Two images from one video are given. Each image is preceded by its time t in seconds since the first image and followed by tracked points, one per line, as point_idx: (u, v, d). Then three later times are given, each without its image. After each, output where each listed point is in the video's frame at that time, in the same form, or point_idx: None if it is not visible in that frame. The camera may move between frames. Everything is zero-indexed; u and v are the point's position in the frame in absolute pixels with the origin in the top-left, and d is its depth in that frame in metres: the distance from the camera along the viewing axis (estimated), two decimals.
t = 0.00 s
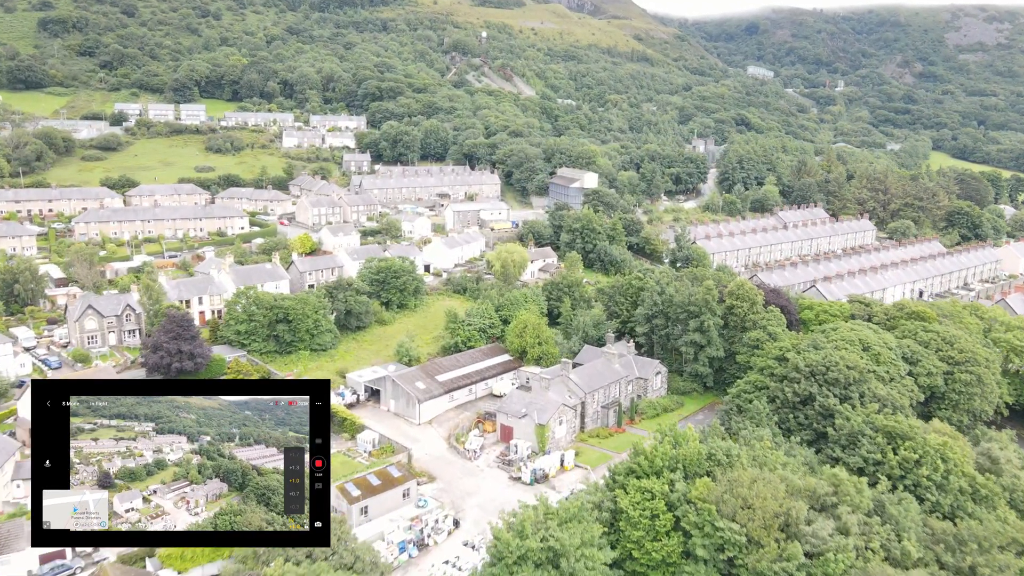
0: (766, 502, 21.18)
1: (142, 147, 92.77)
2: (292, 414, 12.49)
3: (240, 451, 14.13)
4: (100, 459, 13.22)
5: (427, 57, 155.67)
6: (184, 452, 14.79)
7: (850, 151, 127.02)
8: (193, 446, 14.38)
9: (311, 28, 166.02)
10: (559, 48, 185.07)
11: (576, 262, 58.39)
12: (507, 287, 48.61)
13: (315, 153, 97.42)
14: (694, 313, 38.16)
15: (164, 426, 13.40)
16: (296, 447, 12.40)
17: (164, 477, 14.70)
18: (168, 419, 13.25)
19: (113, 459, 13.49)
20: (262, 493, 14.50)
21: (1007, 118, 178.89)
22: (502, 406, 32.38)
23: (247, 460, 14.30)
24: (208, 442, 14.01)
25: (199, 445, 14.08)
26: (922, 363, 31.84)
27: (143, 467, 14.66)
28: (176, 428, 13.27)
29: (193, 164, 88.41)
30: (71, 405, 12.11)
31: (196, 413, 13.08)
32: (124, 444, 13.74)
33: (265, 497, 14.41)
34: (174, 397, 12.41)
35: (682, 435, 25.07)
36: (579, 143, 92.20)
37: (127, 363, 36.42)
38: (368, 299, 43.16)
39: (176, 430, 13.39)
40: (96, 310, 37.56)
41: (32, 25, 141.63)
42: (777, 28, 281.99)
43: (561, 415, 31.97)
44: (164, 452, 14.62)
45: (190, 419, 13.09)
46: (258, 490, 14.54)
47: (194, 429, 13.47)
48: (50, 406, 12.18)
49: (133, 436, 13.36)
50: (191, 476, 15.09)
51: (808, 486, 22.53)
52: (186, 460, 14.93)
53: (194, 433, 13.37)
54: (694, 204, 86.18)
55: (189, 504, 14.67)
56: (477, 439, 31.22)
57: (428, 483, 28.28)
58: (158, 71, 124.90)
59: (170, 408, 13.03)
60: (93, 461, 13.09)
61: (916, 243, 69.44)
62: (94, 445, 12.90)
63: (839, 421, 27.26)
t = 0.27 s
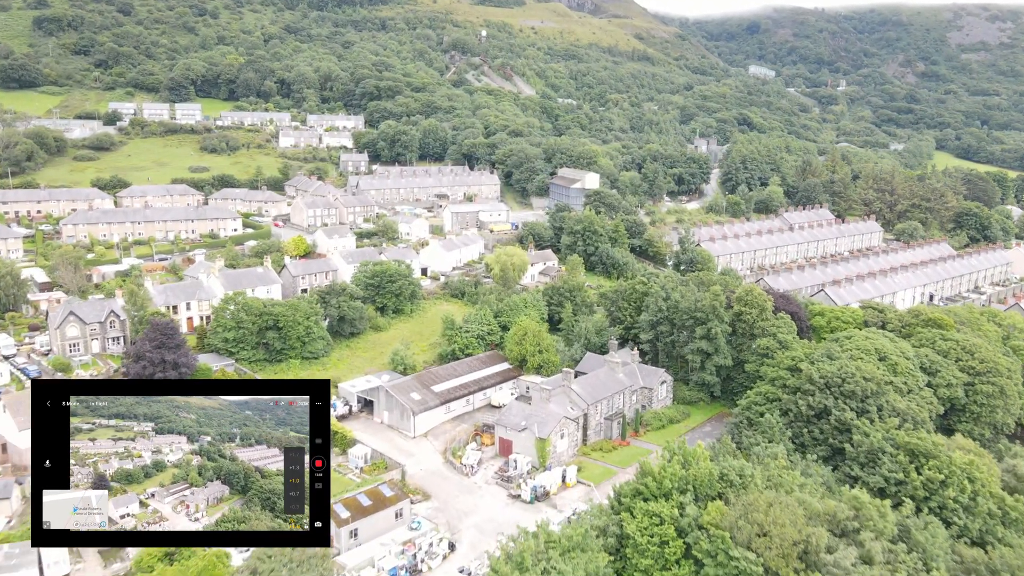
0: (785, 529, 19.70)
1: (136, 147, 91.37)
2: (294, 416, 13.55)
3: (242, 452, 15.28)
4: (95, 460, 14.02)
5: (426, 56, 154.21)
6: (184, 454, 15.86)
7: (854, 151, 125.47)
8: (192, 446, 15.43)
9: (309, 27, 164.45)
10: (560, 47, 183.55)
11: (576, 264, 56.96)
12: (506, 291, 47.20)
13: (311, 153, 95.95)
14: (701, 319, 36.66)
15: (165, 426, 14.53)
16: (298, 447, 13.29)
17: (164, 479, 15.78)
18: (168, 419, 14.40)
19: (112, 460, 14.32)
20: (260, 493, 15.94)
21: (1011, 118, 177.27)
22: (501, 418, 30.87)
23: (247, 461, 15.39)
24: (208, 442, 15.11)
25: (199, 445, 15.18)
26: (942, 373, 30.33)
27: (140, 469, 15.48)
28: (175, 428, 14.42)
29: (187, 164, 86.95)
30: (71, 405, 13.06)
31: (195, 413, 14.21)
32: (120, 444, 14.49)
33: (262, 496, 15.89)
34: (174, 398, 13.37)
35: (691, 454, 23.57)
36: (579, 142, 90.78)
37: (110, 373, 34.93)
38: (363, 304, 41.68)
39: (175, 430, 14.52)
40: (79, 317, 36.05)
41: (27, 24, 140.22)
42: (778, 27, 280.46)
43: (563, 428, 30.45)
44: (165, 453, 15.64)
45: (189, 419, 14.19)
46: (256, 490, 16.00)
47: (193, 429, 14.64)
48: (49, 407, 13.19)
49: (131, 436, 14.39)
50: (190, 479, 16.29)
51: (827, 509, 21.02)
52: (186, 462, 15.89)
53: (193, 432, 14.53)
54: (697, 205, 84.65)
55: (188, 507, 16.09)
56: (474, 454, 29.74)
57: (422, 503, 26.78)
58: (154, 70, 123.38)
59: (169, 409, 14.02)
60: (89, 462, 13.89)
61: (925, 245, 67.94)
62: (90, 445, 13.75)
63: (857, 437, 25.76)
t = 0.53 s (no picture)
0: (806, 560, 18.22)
1: (129, 147, 89.94)
2: (297, 415, 16.98)
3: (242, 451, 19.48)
4: (93, 463, 16.92)
5: (425, 56, 152.76)
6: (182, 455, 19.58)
7: (858, 151, 123.88)
8: (192, 446, 19.30)
9: (307, 26, 162.81)
10: (560, 46, 182.00)
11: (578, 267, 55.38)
12: (504, 295, 45.60)
13: (308, 153, 94.45)
14: (709, 326, 35.17)
15: (164, 426, 18.01)
16: (302, 442, 16.59)
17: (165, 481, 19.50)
18: (168, 419, 17.90)
19: (109, 463, 17.35)
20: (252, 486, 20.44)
21: (1014, 117, 175.72)
22: (499, 432, 29.35)
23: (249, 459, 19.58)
24: (208, 441, 18.86)
25: (201, 445, 18.99)
26: (963, 384, 28.87)
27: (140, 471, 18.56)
28: (176, 427, 18.01)
29: (181, 164, 85.52)
30: (70, 404, 15.61)
31: (195, 414, 17.72)
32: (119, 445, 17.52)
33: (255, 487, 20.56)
34: (176, 400, 16.63)
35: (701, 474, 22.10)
36: (580, 142, 89.37)
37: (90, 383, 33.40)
38: (356, 310, 40.18)
39: (175, 429, 18.11)
40: (59, 325, 34.59)
41: (22, 23, 138.75)
42: (779, 27, 278.77)
43: (565, 443, 28.97)
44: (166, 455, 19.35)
45: (188, 419, 17.61)
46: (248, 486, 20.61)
47: (192, 429, 18.21)
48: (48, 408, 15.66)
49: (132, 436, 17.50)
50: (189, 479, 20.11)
51: (851, 536, 19.53)
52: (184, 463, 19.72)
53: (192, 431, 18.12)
54: (700, 206, 83.14)
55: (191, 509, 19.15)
56: (470, 471, 28.22)
57: (415, 524, 25.33)
58: (149, 69, 121.81)
59: (169, 409, 17.40)
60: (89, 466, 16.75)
61: (934, 247, 66.44)
62: (88, 445, 16.77)
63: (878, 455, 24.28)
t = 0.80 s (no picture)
0: None
1: (122, 147, 88.53)
2: (297, 413, 17.76)
3: (242, 451, 20.97)
4: (89, 463, 18.24)
5: (424, 55, 151.26)
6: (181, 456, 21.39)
7: (863, 151, 122.28)
8: (191, 447, 21.03)
9: (305, 24, 161.13)
10: (561, 45, 180.44)
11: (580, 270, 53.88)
12: (504, 300, 44.18)
13: (304, 153, 92.97)
14: (717, 335, 33.65)
15: (164, 427, 19.76)
16: (297, 445, 17.26)
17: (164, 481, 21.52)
18: (168, 420, 19.55)
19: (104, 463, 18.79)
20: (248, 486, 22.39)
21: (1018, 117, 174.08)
22: (498, 447, 27.82)
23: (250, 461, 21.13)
24: (206, 443, 20.52)
25: (200, 447, 20.70)
26: (987, 398, 27.41)
27: (138, 471, 20.57)
28: (176, 427, 19.60)
29: (175, 164, 84.15)
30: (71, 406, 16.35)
31: (194, 414, 19.16)
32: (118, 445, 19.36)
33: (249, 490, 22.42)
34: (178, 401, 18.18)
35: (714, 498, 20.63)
36: (581, 142, 87.97)
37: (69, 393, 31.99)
38: (350, 316, 38.73)
39: (175, 429, 19.71)
40: (37, 333, 33.18)
41: (16, 21, 137.30)
42: (781, 26, 276.84)
43: (567, 459, 27.45)
44: (165, 454, 21.24)
45: (188, 418, 19.06)
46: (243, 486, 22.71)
47: (191, 428, 19.82)
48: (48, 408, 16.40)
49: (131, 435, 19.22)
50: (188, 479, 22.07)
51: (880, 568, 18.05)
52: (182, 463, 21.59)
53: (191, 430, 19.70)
54: (703, 207, 81.68)
55: (189, 512, 21.33)
56: (467, 488, 26.72)
57: (408, 547, 23.84)
58: (145, 67, 120.24)
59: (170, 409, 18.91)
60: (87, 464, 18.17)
61: (943, 249, 64.91)
62: (87, 446, 18.19)
63: (902, 476, 22.80)
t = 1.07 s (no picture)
0: None
1: (115, 147, 87.02)
2: (292, 414, 17.39)
3: (244, 451, 20.36)
4: (84, 464, 17.43)
5: (423, 54, 149.80)
6: (182, 458, 20.58)
7: (866, 151, 120.73)
8: (192, 447, 20.41)
9: (303, 23, 159.54)
10: (561, 45, 178.96)
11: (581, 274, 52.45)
12: (504, 305, 42.71)
13: (301, 153, 91.47)
14: (725, 343, 32.21)
15: (163, 426, 19.35)
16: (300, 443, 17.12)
17: (163, 483, 20.33)
18: (167, 420, 19.16)
19: (101, 464, 17.84)
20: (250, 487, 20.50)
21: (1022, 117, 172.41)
22: (496, 464, 26.37)
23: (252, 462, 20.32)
24: (207, 443, 19.96)
25: (201, 446, 20.11)
26: (1014, 413, 25.90)
27: (136, 472, 19.61)
28: (176, 427, 19.23)
29: (168, 164, 82.59)
30: (68, 405, 15.99)
31: (194, 414, 18.81)
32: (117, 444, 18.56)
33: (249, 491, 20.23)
34: (177, 401, 17.90)
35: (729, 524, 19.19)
36: (581, 142, 86.55)
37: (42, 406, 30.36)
38: (342, 324, 37.26)
39: (176, 429, 19.34)
40: (12, 341, 31.69)
41: (10, 21, 135.92)
42: (783, 25, 274.84)
43: (569, 476, 26.02)
44: (166, 456, 20.51)
45: (188, 417, 18.71)
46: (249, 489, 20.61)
47: (191, 428, 19.43)
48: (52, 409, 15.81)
49: (130, 435, 18.87)
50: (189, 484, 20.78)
51: None
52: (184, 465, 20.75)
53: (191, 430, 19.29)
54: (706, 208, 80.18)
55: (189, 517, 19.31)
56: (464, 508, 25.24)
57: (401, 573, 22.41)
58: (139, 66, 118.77)
59: (169, 409, 18.56)
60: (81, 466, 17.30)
61: (953, 252, 63.30)
62: (83, 447, 17.47)
63: (929, 500, 21.31)
